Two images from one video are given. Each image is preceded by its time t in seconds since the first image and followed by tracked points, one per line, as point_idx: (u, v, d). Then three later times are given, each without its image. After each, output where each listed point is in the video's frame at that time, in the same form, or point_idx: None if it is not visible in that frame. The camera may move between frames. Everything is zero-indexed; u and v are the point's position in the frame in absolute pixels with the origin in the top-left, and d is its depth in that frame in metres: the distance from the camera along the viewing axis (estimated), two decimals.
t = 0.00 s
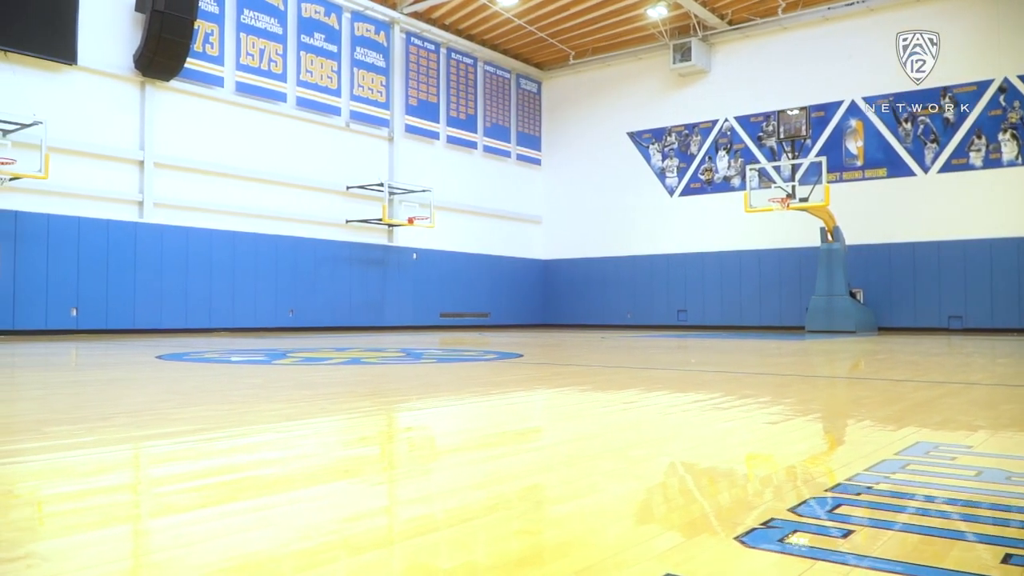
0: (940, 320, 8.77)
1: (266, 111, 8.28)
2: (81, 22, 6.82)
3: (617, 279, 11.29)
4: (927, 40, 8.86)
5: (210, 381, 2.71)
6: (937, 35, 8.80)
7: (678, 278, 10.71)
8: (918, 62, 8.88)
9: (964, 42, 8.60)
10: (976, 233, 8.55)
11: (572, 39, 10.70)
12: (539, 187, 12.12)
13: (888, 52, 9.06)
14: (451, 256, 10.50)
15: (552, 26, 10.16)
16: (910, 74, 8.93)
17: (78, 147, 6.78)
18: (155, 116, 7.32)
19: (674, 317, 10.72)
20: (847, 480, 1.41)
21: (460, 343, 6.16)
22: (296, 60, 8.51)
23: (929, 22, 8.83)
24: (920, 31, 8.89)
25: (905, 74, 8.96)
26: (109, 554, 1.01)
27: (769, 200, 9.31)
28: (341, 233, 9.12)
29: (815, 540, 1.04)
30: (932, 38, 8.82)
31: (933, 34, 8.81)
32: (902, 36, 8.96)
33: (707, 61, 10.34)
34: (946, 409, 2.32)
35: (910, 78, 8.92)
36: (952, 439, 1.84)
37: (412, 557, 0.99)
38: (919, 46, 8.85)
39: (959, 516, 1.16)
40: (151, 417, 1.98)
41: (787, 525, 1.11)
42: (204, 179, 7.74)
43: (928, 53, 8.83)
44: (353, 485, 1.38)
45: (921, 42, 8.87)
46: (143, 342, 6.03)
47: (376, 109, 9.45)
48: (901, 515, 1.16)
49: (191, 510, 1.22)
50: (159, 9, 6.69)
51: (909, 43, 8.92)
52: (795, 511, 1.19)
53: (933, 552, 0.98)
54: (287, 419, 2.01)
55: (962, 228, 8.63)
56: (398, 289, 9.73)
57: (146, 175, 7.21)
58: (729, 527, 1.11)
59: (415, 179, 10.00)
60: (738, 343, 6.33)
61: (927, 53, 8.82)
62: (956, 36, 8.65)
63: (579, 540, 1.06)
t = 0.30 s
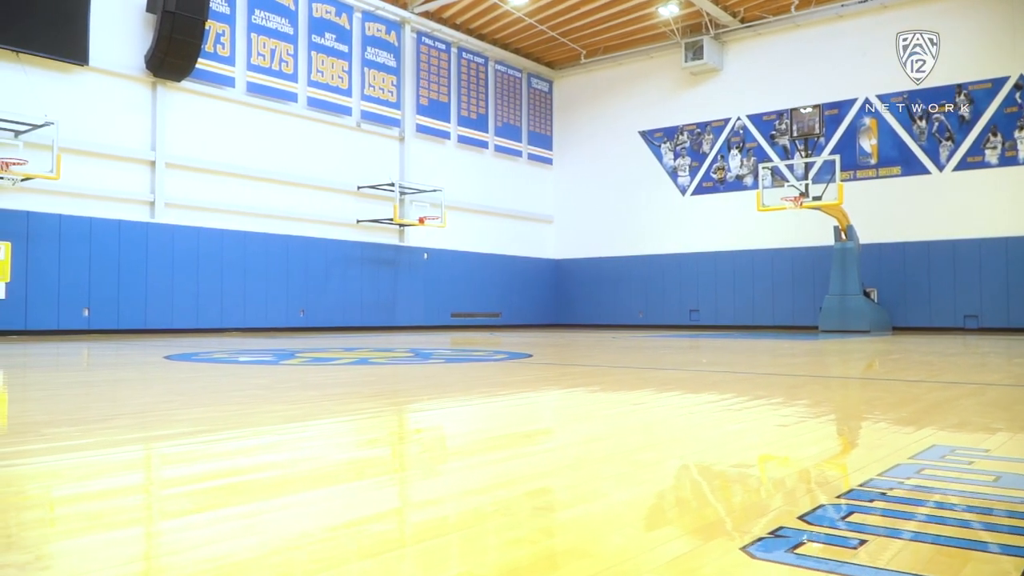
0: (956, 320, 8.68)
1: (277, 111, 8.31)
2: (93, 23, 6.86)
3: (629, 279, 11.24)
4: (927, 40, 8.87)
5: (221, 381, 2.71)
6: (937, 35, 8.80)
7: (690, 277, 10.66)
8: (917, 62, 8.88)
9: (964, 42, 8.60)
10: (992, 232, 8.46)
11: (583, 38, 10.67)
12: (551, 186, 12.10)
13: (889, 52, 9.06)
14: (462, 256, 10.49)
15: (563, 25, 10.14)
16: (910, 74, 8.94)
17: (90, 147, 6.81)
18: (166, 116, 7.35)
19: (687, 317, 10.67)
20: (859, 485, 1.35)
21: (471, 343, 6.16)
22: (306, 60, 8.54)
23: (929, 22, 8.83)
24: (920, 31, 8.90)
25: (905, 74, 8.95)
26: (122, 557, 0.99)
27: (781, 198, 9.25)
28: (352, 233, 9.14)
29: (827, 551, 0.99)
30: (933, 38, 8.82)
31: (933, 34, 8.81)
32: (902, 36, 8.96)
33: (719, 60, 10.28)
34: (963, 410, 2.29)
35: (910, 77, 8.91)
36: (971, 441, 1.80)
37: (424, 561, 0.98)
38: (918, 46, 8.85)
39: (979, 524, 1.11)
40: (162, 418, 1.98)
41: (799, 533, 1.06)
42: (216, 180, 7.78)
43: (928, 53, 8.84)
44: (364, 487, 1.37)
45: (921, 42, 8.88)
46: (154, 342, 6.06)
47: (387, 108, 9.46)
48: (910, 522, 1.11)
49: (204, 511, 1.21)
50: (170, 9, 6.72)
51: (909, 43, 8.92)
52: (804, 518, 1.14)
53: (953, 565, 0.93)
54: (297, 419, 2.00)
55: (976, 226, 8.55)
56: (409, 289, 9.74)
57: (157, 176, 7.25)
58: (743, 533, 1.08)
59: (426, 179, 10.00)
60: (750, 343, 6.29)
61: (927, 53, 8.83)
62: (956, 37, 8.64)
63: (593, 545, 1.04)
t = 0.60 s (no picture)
0: (970, 320, 8.60)
1: (288, 111, 8.34)
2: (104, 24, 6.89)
3: (640, 278, 11.20)
4: (926, 40, 8.87)
5: (232, 382, 2.71)
6: (937, 35, 8.80)
7: (701, 277, 10.62)
8: (917, 62, 8.88)
9: (964, 42, 8.60)
10: (1008, 231, 8.37)
11: (594, 36, 10.64)
12: (561, 185, 12.08)
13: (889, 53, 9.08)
14: (472, 256, 10.49)
15: (574, 24, 10.11)
16: (910, 74, 8.94)
17: (101, 148, 6.85)
18: (177, 117, 7.39)
19: (698, 316, 10.62)
20: (870, 492, 1.31)
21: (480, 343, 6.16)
22: (317, 60, 8.56)
23: (928, 23, 8.83)
24: (919, 31, 8.90)
25: (905, 74, 8.97)
26: (132, 561, 0.98)
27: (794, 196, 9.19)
28: (362, 233, 9.16)
29: (838, 563, 0.95)
30: (932, 38, 8.83)
31: (933, 34, 8.82)
32: (902, 36, 8.97)
33: (731, 58, 10.22)
34: (979, 412, 2.26)
35: (909, 78, 8.93)
36: (991, 444, 1.77)
37: (435, 566, 0.96)
38: (918, 46, 8.86)
39: (998, 536, 1.07)
40: (174, 419, 1.97)
41: (807, 545, 1.02)
42: (226, 180, 7.82)
43: (928, 53, 8.84)
44: (375, 489, 1.35)
45: (921, 42, 8.88)
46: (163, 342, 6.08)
47: (398, 108, 9.47)
48: (922, 534, 1.07)
49: (215, 513, 1.20)
50: (180, 10, 6.74)
51: (909, 43, 8.93)
52: (814, 527, 1.10)
53: None
54: (307, 420, 2.00)
55: (991, 224, 8.47)
56: (420, 288, 9.74)
57: (168, 176, 7.29)
58: (760, 539, 1.05)
59: (436, 179, 10.01)
60: (762, 343, 6.25)
61: (927, 53, 8.83)
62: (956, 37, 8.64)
63: (609, 550, 1.01)
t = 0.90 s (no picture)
0: (986, 321, 8.49)
1: (298, 112, 8.36)
2: (115, 25, 6.93)
3: (651, 278, 11.15)
4: (927, 40, 8.88)
5: (243, 383, 2.71)
6: (937, 35, 8.81)
7: (713, 277, 10.57)
8: (917, 62, 8.90)
9: (964, 42, 8.61)
10: None
11: (605, 35, 10.60)
12: (572, 185, 12.05)
13: (888, 53, 9.11)
14: (482, 255, 10.48)
15: (585, 23, 10.08)
16: (910, 73, 8.96)
17: (112, 148, 6.89)
18: (188, 117, 7.43)
19: (710, 317, 10.57)
20: (882, 502, 1.24)
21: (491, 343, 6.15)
22: (327, 60, 8.58)
23: (929, 22, 8.84)
24: (919, 31, 8.91)
25: (905, 74, 8.99)
26: (146, 563, 0.97)
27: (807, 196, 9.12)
28: (373, 233, 9.18)
29: None
30: (932, 38, 8.83)
31: (933, 34, 8.83)
32: (902, 36, 8.99)
33: (743, 56, 10.16)
34: (997, 416, 2.21)
35: (909, 78, 8.95)
36: (1011, 450, 1.72)
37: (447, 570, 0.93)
38: (918, 46, 8.87)
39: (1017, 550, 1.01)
40: (185, 420, 1.97)
41: (817, 559, 0.96)
42: (237, 180, 7.86)
43: (928, 53, 8.85)
44: (386, 490, 1.33)
45: (921, 42, 8.88)
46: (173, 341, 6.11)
47: (408, 108, 9.48)
48: (938, 547, 1.02)
49: (225, 514, 1.18)
50: (191, 11, 6.76)
51: (909, 43, 8.94)
52: (823, 540, 1.05)
53: None
54: (317, 421, 1.98)
55: (1009, 222, 8.36)
56: (430, 289, 9.75)
57: (178, 176, 7.33)
58: (780, 546, 1.02)
59: (447, 179, 10.02)
60: (774, 344, 6.21)
61: (927, 53, 8.84)
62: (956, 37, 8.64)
63: (626, 555, 0.99)
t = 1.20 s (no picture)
0: (1003, 321, 8.39)
1: (309, 112, 8.39)
2: (126, 26, 6.97)
3: (663, 278, 11.12)
4: (927, 40, 8.89)
5: (253, 384, 2.71)
6: (937, 35, 8.81)
7: (725, 277, 10.52)
8: (917, 62, 8.92)
9: (964, 42, 8.61)
10: None
11: (617, 34, 10.57)
12: (583, 185, 12.03)
13: (888, 52, 9.12)
14: (493, 255, 10.47)
15: (596, 22, 10.05)
16: (910, 73, 8.98)
17: (123, 148, 6.93)
18: (199, 118, 7.47)
19: (723, 317, 10.52)
20: (896, 515, 1.19)
21: (502, 344, 6.14)
22: (338, 60, 8.60)
23: (931, 23, 8.84)
24: (920, 31, 8.92)
25: (905, 74, 9.00)
26: (157, 569, 0.95)
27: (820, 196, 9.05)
28: (383, 233, 9.19)
29: None
30: (932, 38, 8.83)
31: (933, 34, 8.83)
32: (902, 36, 9.00)
33: (756, 55, 10.09)
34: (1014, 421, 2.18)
35: (909, 78, 8.96)
36: None
37: None
38: (918, 46, 8.89)
39: None
40: (197, 421, 1.97)
41: None
42: (248, 180, 7.89)
43: (928, 53, 8.87)
44: (398, 493, 1.31)
45: (921, 42, 8.90)
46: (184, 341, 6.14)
47: (419, 108, 9.50)
48: (954, 565, 0.96)
49: (236, 517, 1.17)
50: (202, 11, 6.79)
51: (909, 43, 8.95)
52: (831, 556, 0.99)
53: None
54: (328, 423, 1.97)
55: None
56: (441, 289, 9.76)
57: (190, 176, 7.37)
58: (798, 556, 0.99)
59: (457, 179, 10.02)
60: (787, 345, 6.16)
61: (927, 53, 8.86)
62: (956, 37, 8.65)
63: (641, 565, 0.96)
